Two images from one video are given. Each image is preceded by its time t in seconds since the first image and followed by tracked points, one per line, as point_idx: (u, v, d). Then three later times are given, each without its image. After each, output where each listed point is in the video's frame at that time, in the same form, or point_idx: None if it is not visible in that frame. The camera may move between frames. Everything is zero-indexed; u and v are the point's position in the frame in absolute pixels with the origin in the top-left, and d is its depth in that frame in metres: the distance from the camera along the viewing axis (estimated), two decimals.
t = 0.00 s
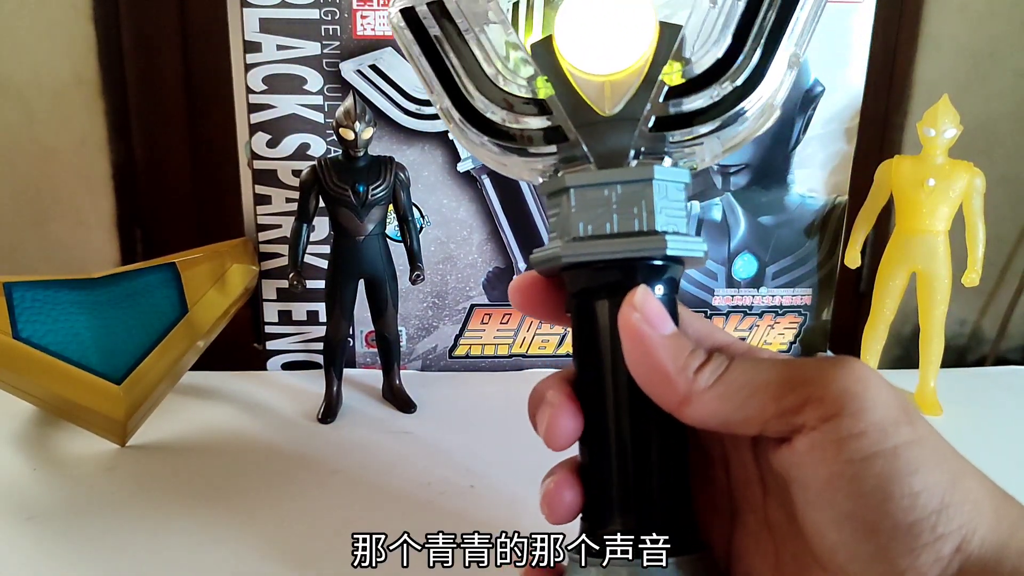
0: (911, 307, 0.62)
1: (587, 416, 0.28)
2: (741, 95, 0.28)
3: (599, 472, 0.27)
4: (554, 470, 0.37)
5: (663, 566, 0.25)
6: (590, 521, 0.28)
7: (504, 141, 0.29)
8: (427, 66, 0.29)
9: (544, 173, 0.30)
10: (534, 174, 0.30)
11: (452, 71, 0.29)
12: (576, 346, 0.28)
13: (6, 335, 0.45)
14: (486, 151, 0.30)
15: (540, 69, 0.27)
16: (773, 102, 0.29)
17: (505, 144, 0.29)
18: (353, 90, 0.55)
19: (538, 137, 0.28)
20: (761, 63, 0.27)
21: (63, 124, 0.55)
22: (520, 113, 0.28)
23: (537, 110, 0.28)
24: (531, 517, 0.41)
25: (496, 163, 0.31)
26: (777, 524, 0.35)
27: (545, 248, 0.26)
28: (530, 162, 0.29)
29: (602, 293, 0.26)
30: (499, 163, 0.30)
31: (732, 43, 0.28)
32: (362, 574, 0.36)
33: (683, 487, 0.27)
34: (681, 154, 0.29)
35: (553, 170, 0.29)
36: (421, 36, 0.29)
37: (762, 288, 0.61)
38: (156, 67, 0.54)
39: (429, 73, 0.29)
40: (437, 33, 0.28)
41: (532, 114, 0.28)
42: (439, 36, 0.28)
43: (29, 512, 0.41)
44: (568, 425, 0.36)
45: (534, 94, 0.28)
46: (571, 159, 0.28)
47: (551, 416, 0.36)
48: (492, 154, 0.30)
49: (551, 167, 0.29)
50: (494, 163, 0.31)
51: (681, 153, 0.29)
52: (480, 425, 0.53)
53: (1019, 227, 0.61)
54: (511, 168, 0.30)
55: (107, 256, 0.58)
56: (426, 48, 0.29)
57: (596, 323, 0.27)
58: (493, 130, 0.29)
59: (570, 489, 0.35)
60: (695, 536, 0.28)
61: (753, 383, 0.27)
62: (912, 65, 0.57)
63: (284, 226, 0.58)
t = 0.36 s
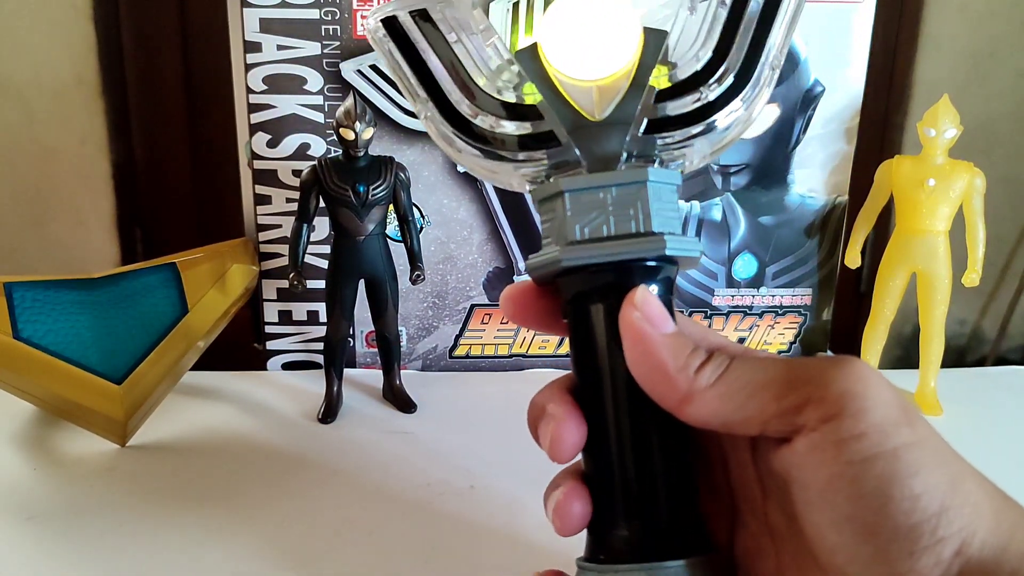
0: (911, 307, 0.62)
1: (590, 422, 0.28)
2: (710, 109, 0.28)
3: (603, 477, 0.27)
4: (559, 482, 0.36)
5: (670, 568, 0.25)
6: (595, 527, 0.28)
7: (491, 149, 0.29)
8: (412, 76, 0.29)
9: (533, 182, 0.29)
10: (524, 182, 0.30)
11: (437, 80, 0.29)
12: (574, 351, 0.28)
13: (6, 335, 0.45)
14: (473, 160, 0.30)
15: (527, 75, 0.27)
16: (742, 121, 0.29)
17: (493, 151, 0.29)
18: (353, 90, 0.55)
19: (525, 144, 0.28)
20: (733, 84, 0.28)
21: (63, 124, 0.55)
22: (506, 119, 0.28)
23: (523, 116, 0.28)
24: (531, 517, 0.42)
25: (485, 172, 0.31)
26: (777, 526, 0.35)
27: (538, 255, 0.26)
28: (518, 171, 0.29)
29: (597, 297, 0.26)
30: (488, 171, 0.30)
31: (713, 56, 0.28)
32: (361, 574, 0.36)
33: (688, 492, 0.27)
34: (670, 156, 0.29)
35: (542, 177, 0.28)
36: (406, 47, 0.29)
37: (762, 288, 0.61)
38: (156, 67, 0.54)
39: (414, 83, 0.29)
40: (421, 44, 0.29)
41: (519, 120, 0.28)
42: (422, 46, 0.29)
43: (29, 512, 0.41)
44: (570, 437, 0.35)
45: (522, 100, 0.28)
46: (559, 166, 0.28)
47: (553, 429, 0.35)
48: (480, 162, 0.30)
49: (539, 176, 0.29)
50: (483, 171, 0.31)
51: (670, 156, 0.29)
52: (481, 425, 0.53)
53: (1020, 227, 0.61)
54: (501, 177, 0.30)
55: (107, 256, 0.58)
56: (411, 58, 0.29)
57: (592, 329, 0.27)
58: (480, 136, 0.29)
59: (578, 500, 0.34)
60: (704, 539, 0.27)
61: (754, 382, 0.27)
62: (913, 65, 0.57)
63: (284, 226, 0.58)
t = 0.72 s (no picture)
0: (911, 307, 0.62)
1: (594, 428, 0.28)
2: (697, 118, 0.29)
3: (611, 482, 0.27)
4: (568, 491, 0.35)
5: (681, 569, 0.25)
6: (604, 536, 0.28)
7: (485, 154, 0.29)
8: (404, 83, 0.30)
9: (528, 188, 0.29)
10: (519, 189, 0.30)
11: (429, 86, 0.29)
12: (575, 356, 0.28)
13: (6, 335, 0.45)
14: (469, 164, 0.30)
15: (521, 80, 0.27)
16: (714, 138, 0.30)
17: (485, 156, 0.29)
18: (353, 90, 0.55)
19: (517, 148, 0.28)
20: (714, 102, 0.29)
21: (62, 124, 0.55)
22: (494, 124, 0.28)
23: (514, 121, 0.28)
24: (531, 517, 0.42)
25: (482, 177, 0.31)
26: (777, 527, 0.35)
27: (537, 262, 0.26)
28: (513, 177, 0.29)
29: (593, 302, 0.26)
30: (485, 176, 0.31)
31: (700, 70, 0.29)
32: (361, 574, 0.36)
33: (694, 496, 0.27)
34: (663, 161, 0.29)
35: (536, 182, 0.28)
36: (398, 55, 0.30)
37: (762, 288, 0.61)
38: (155, 66, 0.54)
39: (407, 89, 0.30)
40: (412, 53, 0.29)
41: (509, 125, 0.28)
42: (414, 55, 0.29)
43: (29, 512, 0.41)
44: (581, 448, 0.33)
45: (514, 104, 0.28)
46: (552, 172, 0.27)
47: (561, 442, 0.34)
48: (476, 170, 0.30)
49: (533, 182, 0.29)
50: (480, 176, 0.31)
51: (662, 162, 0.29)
52: (481, 425, 0.53)
53: (1020, 227, 0.61)
54: (497, 183, 0.31)
55: (107, 256, 0.58)
56: (403, 66, 0.30)
57: (592, 333, 0.27)
58: (473, 142, 0.29)
59: (588, 510, 0.33)
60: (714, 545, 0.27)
61: (758, 380, 0.27)
62: (913, 65, 0.57)
63: (284, 226, 0.58)
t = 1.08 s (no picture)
0: (911, 307, 0.62)
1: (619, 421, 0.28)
2: (735, 115, 0.29)
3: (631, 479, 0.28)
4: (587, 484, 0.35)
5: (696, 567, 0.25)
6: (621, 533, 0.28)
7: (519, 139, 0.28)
8: (437, 61, 0.28)
9: (559, 176, 0.29)
10: (547, 177, 0.29)
11: (465, 66, 0.28)
12: (598, 350, 0.29)
13: (5, 335, 0.45)
14: (498, 150, 0.29)
15: (558, 66, 0.27)
16: (749, 136, 0.30)
17: (519, 142, 0.28)
18: (353, 90, 0.55)
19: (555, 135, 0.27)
20: (750, 99, 0.29)
21: (62, 124, 0.55)
22: (534, 110, 0.27)
23: (555, 107, 0.27)
24: (530, 517, 0.42)
25: (508, 164, 0.30)
26: (783, 526, 0.35)
27: (565, 251, 0.26)
28: (545, 164, 0.28)
29: (617, 294, 0.26)
30: (512, 163, 0.29)
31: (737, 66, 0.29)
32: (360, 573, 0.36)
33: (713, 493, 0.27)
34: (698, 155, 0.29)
35: (569, 169, 0.28)
36: (433, 30, 0.28)
37: (762, 287, 0.61)
38: (155, 66, 0.54)
39: (440, 68, 0.28)
40: (449, 31, 0.28)
41: (550, 110, 0.27)
42: (451, 33, 0.28)
43: (29, 512, 0.41)
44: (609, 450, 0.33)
45: (551, 90, 0.27)
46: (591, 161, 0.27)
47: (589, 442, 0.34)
48: (505, 155, 0.29)
49: (568, 170, 0.28)
50: (506, 164, 0.30)
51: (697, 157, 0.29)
52: (481, 425, 0.53)
53: (1020, 227, 0.61)
54: (524, 170, 0.30)
55: (107, 256, 0.58)
56: (437, 43, 0.28)
57: (614, 329, 0.27)
58: (508, 126, 0.28)
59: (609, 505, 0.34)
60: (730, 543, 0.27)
61: (776, 366, 0.27)
62: (913, 64, 0.57)
63: (284, 226, 0.58)
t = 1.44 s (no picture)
0: (911, 307, 0.62)
1: (646, 433, 0.29)
2: (744, 111, 0.29)
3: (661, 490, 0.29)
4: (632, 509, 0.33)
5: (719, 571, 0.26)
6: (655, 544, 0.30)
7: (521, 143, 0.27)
8: (432, 62, 0.28)
9: (562, 180, 0.28)
10: (547, 184, 0.29)
11: (462, 67, 0.27)
12: (613, 360, 0.29)
13: (5, 334, 0.46)
14: (497, 154, 0.28)
15: (559, 65, 0.27)
16: (756, 132, 0.30)
17: (521, 146, 0.27)
18: (353, 90, 0.55)
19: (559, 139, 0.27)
20: (756, 95, 0.29)
21: (61, 124, 0.55)
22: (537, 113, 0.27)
23: (560, 112, 0.27)
24: (530, 517, 0.42)
25: (506, 170, 0.29)
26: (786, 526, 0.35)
27: (583, 261, 0.26)
28: (546, 168, 0.28)
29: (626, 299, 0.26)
30: (511, 168, 0.29)
31: (742, 62, 0.29)
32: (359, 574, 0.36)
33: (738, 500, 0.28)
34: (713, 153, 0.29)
35: (574, 174, 0.27)
36: (428, 31, 0.27)
37: (762, 288, 0.61)
38: (155, 66, 0.54)
39: (434, 70, 0.28)
40: (444, 31, 0.27)
41: (554, 114, 0.27)
42: (445, 32, 0.27)
43: (29, 512, 0.41)
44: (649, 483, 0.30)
45: (553, 93, 0.27)
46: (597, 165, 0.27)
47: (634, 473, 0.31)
48: (504, 159, 0.28)
49: (570, 175, 0.28)
50: (503, 170, 0.29)
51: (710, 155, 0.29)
52: (480, 425, 0.53)
53: (1020, 227, 0.61)
54: (524, 177, 0.29)
55: (107, 256, 0.58)
56: (432, 44, 0.27)
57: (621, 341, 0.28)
58: (510, 129, 0.27)
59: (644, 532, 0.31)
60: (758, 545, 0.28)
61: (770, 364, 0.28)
62: (913, 64, 0.57)
63: (285, 226, 0.58)
